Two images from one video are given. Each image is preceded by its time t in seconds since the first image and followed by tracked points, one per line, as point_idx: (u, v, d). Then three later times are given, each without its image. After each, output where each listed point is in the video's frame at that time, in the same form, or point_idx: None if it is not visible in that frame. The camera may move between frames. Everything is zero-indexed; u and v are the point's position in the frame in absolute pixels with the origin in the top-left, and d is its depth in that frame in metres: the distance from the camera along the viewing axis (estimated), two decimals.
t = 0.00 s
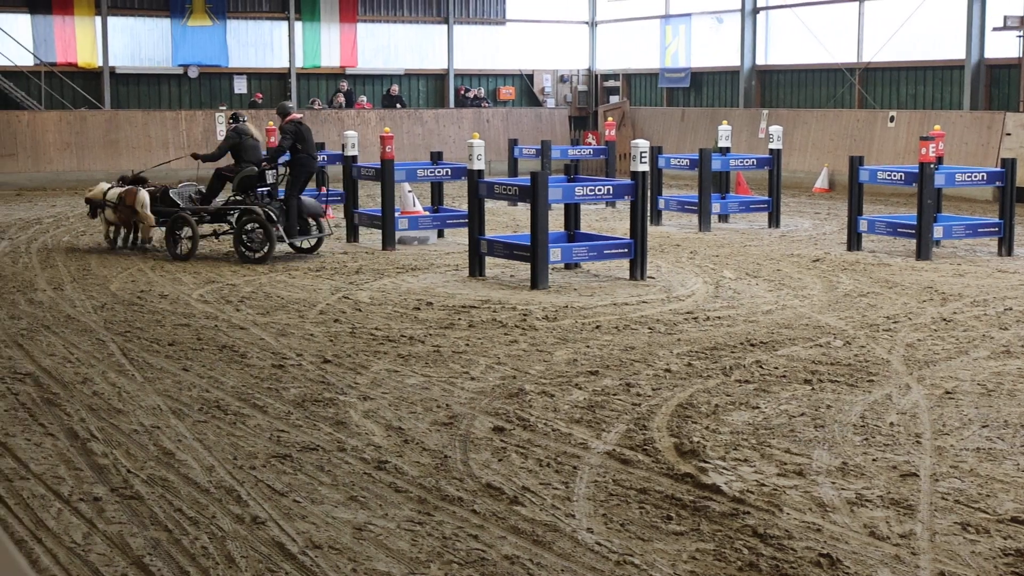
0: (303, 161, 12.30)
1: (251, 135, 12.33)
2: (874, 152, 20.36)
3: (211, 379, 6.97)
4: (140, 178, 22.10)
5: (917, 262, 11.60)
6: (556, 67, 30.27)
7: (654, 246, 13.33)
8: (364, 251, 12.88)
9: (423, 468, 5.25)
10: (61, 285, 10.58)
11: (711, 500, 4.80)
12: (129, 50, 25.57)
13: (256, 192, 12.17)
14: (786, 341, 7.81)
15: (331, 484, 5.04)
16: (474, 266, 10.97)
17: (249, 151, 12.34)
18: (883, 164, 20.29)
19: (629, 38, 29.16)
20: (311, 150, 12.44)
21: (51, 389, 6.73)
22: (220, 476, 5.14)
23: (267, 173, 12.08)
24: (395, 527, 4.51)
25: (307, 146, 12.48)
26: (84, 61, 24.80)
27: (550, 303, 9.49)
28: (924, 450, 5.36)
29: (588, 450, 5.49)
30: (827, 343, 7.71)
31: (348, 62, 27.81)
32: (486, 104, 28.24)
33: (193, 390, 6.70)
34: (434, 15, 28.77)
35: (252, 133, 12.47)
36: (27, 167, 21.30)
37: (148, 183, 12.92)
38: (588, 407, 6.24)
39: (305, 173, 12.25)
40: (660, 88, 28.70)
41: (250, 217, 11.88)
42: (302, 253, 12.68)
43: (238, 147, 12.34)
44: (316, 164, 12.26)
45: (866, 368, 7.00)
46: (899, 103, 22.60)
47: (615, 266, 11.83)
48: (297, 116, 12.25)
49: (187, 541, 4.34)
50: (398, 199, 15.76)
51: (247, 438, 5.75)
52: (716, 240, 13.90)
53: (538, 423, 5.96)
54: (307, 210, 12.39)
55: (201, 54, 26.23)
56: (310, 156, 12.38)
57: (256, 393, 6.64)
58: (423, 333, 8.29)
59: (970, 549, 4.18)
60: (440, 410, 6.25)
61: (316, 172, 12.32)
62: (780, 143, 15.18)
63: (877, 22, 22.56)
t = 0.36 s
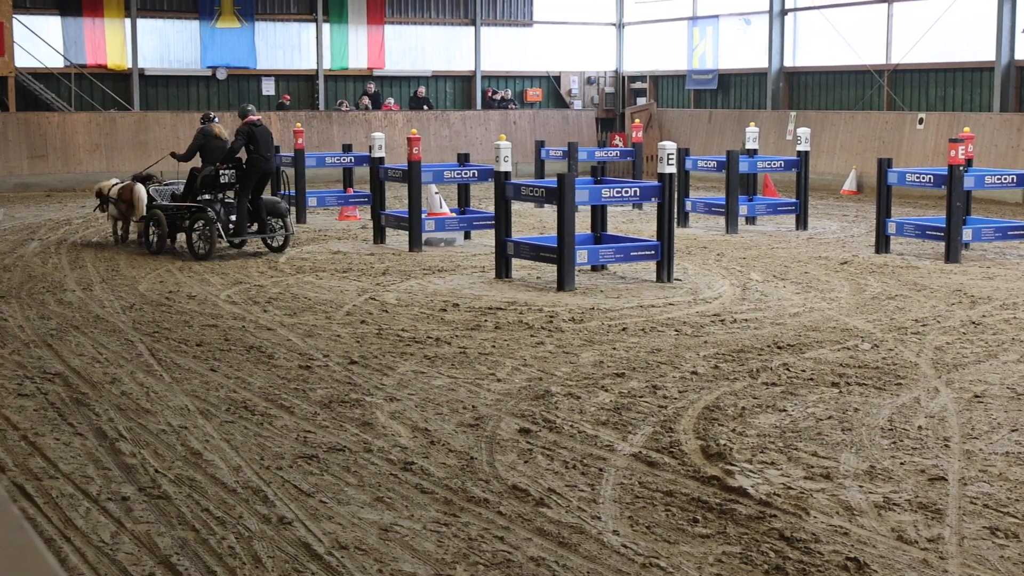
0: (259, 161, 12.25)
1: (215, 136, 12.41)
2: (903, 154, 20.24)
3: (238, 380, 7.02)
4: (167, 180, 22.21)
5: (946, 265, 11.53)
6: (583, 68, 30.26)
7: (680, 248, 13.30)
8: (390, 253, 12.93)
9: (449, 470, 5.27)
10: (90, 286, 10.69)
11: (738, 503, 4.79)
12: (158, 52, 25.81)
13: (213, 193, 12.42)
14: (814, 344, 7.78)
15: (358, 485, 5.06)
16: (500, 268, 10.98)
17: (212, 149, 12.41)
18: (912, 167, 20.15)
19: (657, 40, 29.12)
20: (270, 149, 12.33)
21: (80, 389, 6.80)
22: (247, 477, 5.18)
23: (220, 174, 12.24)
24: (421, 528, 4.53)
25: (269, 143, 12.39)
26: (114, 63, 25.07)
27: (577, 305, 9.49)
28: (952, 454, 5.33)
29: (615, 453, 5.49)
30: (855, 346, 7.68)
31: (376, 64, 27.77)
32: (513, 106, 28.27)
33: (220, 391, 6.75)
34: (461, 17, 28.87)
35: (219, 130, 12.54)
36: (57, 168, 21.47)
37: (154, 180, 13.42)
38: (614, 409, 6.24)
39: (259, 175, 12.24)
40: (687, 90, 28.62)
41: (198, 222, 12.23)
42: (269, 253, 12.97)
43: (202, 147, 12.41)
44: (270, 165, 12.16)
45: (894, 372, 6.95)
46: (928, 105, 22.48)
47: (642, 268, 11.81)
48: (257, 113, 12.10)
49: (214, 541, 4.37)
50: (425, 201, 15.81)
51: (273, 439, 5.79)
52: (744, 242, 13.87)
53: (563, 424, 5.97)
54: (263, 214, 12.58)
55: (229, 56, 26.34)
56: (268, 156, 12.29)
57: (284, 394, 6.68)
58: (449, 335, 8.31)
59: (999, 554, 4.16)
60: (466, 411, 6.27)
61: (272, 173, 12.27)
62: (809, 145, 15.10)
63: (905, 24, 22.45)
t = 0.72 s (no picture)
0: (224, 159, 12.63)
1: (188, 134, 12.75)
2: (921, 155, 20.17)
3: (255, 381, 7.06)
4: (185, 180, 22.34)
5: (964, 266, 11.48)
6: (601, 69, 30.23)
7: (698, 249, 13.30)
8: (407, 254, 12.97)
9: (466, 471, 5.29)
10: (108, 286, 10.77)
11: (755, 505, 4.79)
12: (177, 53, 25.89)
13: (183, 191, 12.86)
14: (832, 346, 7.76)
15: (375, 485, 5.09)
16: (517, 269, 10.99)
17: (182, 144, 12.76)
18: (930, 168, 20.08)
19: (675, 42, 29.06)
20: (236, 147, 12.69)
21: (97, 389, 6.86)
22: (264, 477, 5.22)
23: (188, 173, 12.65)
24: (437, 529, 4.56)
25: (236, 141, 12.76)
26: (132, 63, 25.17)
27: (593, 306, 9.50)
28: (969, 456, 5.32)
29: (631, 454, 5.50)
30: (872, 348, 7.66)
31: (394, 65, 27.96)
32: (530, 107, 28.28)
33: (237, 392, 6.79)
34: (479, 18, 28.94)
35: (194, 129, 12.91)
36: (75, 169, 21.62)
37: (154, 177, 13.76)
38: (631, 411, 6.25)
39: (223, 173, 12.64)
40: (705, 90, 28.57)
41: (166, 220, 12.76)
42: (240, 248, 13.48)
43: (175, 144, 12.78)
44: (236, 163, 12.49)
45: (912, 374, 6.93)
46: (946, 107, 22.41)
47: (659, 269, 11.81)
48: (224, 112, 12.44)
49: (231, 542, 4.40)
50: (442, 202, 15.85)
51: (290, 439, 5.83)
52: (761, 243, 13.85)
53: (580, 426, 5.99)
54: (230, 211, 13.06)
55: (248, 57, 26.59)
56: (233, 154, 12.66)
57: (301, 394, 6.72)
58: (467, 335, 8.34)
59: (1017, 556, 4.15)
60: (483, 412, 6.29)
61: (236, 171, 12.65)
62: (826, 146, 15.05)
63: (924, 26, 22.38)
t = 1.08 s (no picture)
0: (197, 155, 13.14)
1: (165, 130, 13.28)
2: (930, 155, 20.13)
3: (263, 380, 7.07)
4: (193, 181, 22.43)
5: (972, 267, 11.47)
6: (609, 69, 30.24)
7: (706, 250, 13.30)
8: (415, 254, 12.99)
9: (473, 471, 5.30)
10: (115, 285, 10.80)
11: (763, 505, 4.79)
12: (185, 53, 25.95)
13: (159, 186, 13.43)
14: (839, 346, 7.76)
15: (383, 485, 5.10)
16: (525, 269, 11.00)
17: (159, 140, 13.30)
18: (938, 169, 20.06)
19: (682, 42, 29.07)
20: (209, 144, 13.20)
21: (105, 388, 6.88)
22: (272, 476, 5.24)
23: (162, 170, 13.18)
24: (445, 529, 4.57)
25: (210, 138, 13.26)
26: (140, 63, 25.23)
27: (601, 306, 9.51)
28: (977, 457, 5.31)
29: (639, 454, 5.51)
30: (880, 348, 7.65)
31: (403, 65, 27.86)
32: (537, 106, 28.30)
33: (245, 391, 6.81)
34: (487, 18, 28.98)
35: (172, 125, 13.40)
36: (83, 169, 21.67)
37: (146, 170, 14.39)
38: (639, 410, 6.26)
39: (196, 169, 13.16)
40: (713, 90, 28.55)
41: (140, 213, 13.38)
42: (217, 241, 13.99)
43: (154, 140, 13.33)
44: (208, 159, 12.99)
45: (920, 374, 6.93)
46: (954, 108, 22.37)
47: (667, 269, 11.82)
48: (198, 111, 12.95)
49: (239, 541, 4.41)
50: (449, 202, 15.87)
51: (298, 439, 5.84)
52: (769, 243, 13.84)
53: (588, 425, 5.99)
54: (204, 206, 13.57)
55: (256, 56, 26.52)
56: (205, 151, 13.14)
57: (309, 394, 6.73)
58: (474, 335, 8.34)
59: None
60: (490, 412, 6.30)
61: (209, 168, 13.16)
62: (835, 147, 15.02)
63: (933, 26, 22.34)
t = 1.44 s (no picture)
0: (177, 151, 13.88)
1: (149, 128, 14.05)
2: (933, 155, 20.11)
3: (266, 379, 7.07)
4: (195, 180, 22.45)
5: (975, 266, 11.46)
6: (612, 68, 30.24)
7: (709, 249, 13.28)
8: (418, 253, 12.99)
9: (476, 470, 5.31)
10: (118, 284, 10.82)
11: (765, 504, 4.80)
12: (188, 52, 25.97)
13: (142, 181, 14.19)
14: (842, 345, 7.75)
15: (385, 484, 5.11)
16: (528, 268, 11.00)
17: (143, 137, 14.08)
18: (942, 168, 20.03)
19: (686, 41, 29.06)
20: (186, 142, 13.93)
21: (108, 387, 6.89)
22: (275, 475, 5.24)
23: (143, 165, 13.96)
24: (447, 528, 4.57)
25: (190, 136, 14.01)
26: (144, 62, 25.30)
27: (604, 305, 9.51)
28: (981, 456, 5.31)
29: (641, 453, 5.51)
30: (883, 348, 7.65)
31: (405, 63, 28.04)
32: (540, 105, 28.30)
33: (248, 390, 6.81)
34: (491, 17, 29.01)
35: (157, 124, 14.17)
36: (86, 167, 21.67)
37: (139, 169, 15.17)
38: (642, 409, 6.26)
39: (174, 165, 13.89)
40: (716, 90, 28.53)
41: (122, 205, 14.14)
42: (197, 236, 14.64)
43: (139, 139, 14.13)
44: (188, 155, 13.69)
45: (923, 374, 6.92)
46: (958, 107, 22.34)
47: (670, 268, 11.80)
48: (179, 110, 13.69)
49: (242, 540, 4.42)
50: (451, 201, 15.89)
51: (301, 437, 5.85)
52: (773, 242, 13.83)
53: (591, 424, 6.00)
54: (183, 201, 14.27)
55: (259, 55, 26.64)
56: (183, 148, 13.88)
57: (311, 393, 6.74)
58: (477, 335, 8.35)
59: None
60: (493, 411, 6.30)
61: (187, 164, 13.90)
62: (838, 146, 15.00)
63: (936, 25, 22.32)
